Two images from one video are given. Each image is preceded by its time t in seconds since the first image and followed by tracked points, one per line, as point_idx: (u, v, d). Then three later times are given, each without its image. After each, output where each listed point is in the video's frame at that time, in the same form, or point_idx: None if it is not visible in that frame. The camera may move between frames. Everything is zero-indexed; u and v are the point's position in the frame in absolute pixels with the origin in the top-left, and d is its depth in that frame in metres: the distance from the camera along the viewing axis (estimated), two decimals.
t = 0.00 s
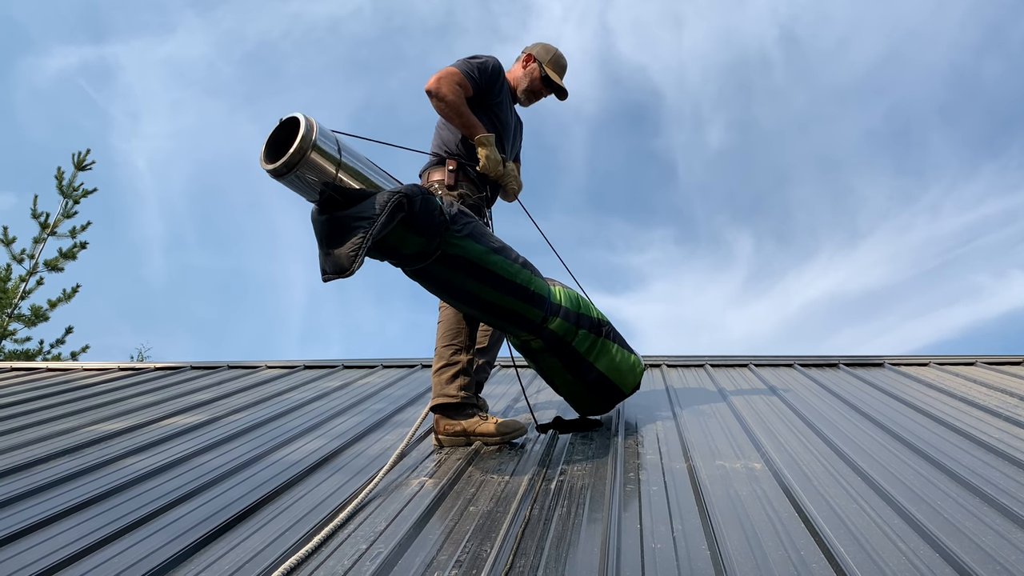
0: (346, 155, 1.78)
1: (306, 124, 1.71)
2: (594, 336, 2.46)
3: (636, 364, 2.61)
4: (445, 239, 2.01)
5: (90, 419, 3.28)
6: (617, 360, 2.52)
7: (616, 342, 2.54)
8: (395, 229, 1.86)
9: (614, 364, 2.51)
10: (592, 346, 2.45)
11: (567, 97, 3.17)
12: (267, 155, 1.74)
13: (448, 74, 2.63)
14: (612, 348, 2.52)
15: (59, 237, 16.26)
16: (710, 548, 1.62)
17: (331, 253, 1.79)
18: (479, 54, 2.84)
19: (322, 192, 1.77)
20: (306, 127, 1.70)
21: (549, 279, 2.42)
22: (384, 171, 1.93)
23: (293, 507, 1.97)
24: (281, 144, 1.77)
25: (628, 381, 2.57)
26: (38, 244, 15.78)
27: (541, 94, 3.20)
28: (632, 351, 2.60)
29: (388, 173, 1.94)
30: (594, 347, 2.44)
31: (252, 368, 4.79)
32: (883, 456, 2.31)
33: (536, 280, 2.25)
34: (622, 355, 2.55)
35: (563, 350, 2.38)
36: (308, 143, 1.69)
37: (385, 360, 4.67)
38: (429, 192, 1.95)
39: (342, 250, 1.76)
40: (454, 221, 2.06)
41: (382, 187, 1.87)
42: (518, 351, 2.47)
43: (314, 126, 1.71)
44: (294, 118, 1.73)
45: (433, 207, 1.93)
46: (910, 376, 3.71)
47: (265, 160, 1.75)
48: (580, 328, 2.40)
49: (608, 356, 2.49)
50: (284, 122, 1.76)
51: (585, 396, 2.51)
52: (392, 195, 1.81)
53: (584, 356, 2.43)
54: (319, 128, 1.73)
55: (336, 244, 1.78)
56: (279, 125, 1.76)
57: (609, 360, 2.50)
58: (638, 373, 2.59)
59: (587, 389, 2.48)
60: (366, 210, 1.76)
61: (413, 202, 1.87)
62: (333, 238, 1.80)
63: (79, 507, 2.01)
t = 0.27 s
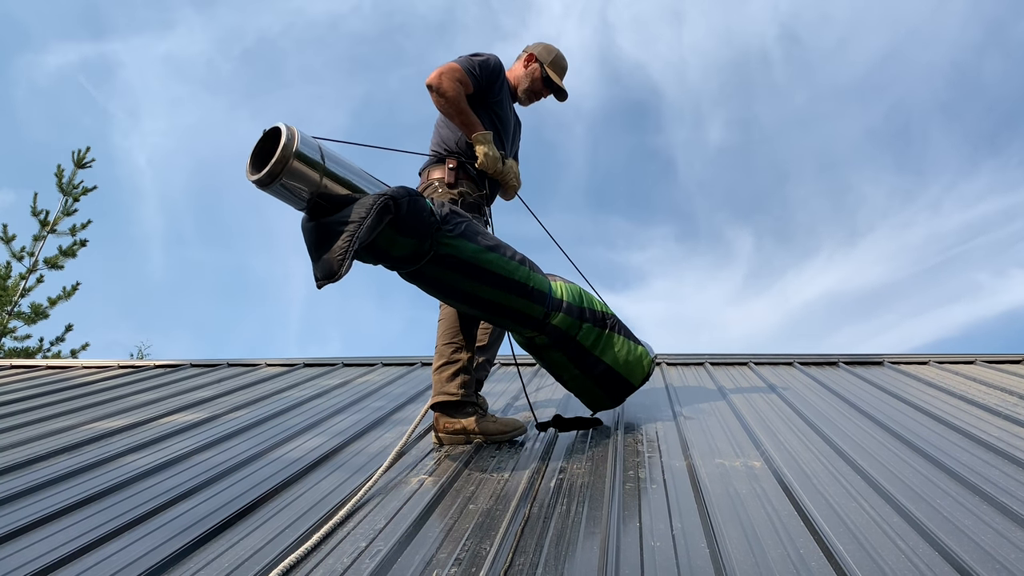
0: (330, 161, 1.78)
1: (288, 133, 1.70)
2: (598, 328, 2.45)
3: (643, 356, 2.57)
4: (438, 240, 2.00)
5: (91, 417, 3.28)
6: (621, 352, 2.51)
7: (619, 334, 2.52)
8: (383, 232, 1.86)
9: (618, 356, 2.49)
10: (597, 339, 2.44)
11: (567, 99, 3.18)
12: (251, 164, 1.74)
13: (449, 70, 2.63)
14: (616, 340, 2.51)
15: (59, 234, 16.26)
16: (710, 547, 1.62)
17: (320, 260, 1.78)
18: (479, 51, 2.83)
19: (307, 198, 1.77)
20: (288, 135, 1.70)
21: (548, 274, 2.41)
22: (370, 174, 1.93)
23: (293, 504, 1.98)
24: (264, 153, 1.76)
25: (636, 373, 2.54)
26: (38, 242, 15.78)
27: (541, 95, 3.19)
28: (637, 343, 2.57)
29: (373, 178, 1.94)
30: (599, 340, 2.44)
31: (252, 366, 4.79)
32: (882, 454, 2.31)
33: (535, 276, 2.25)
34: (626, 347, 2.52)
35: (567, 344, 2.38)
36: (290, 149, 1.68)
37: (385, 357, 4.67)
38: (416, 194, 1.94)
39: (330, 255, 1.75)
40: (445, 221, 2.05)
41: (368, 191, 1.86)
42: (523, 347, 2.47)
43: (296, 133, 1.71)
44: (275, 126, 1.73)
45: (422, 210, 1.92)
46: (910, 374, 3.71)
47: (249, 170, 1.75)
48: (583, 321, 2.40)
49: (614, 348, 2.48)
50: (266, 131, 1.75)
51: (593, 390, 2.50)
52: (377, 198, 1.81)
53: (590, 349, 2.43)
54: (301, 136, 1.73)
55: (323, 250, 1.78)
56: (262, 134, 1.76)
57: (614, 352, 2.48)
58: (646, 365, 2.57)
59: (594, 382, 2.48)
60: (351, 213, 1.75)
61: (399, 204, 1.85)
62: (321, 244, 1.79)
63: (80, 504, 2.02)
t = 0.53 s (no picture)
0: (309, 167, 1.83)
1: (266, 140, 1.77)
2: (598, 327, 2.41)
3: (643, 352, 2.53)
4: (425, 241, 2.01)
5: (90, 414, 3.28)
6: (622, 349, 2.47)
7: (619, 332, 2.48)
8: (365, 237, 1.86)
9: (619, 353, 2.45)
10: (596, 337, 2.41)
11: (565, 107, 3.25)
12: (233, 173, 1.81)
13: (448, 66, 2.63)
14: (617, 338, 2.47)
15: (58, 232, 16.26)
16: (709, 544, 1.62)
17: (301, 266, 1.80)
18: (480, 50, 2.83)
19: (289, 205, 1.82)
20: (265, 143, 1.76)
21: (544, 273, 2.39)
22: (354, 180, 1.95)
23: (294, 501, 1.98)
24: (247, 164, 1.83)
25: (637, 370, 2.50)
26: (38, 240, 15.78)
27: (542, 99, 3.20)
28: (637, 340, 2.53)
29: (359, 183, 1.96)
30: (599, 338, 2.40)
31: (252, 364, 4.79)
32: (882, 452, 2.31)
33: (527, 275, 2.22)
34: (626, 345, 2.48)
35: (565, 343, 2.36)
36: (266, 155, 1.75)
37: (385, 355, 4.67)
38: (400, 198, 1.94)
39: (310, 261, 1.76)
40: (433, 223, 2.05)
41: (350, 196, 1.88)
42: (522, 346, 2.46)
43: (273, 141, 1.78)
44: (254, 136, 1.80)
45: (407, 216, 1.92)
46: (910, 372, 3.71)
47: (233, 180, 1.82)
48: (581, 319, 2.37)
49: (615, 347, 2.44)
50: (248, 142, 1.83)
51: (597, 389, 2.46)
52: (357, 203, 1.82)
53: (589, 347, 2.39)
54: (279, 143, 1.79)
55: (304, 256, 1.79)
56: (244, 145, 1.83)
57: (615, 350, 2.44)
58: (647, 363, 2.52)
59: (596, 381, 2.45)
60: (331, 218, 1.77)
61: (380, 209, 1.85)
62: (302, 251, 1.81)
63: (80, 501, 2.02)
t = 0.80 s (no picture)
0: (286, 148, 1.87)
1: (241, 122, 1.82)
2: (595, 301, 2.24)
3: (643, 327, 2.30)
4: (406, 220, 2.00)
5: (90, 413, 3.28)
6: (621, 324, 2.27)
7: (620, 306, 2.28)
8: (344, 216, 1.87)
9: (618, 328, 2.26)
10: (592, 312, 2.23)
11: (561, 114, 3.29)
12: (211, 156, 1.86)
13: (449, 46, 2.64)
14: (616, 312, 2.27)
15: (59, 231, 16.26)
16: (711, 542, 1.62)
17: (280, 247, 1.79)
18: (479, 45, 2.84)
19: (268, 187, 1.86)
20: (240, 125, 1.82)
21: (539, 248, 2.28)
22: (336, 162, 1.98)
23: (295, 499, 1.98)
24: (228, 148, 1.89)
25: (636, 345, 2.29)
26: (38, 239, 15.79)
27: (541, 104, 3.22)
28: (638, 315, 2.32)
29: (342, 164, 1.99)
30: (595, 313, 2.22)
31: (252, 362, 4.79)
32: (882, 449, 2.32)
33: (515, 249, 2.12)
34: (626, 319, 2.28)
35: (559, 319, 2.20)
36: (242, 136, 1.80)
37: (385, 353, 4.67)
38: (379, 176, 1.94)
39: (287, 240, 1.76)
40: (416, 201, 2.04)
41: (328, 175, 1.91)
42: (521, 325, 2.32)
43: (249, 122, 1.83)
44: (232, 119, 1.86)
45: (387, 196, 1.92)
46: (910, 369, 3.71)
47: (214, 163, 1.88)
48: (576, 294, 2.22)
49: (613, 322, 2.25)
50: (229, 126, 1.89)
51: (596, 368, 2.30)
52: (333, 183, 1.83)
53: (584, 323, 2.22)
54: (255, 125, 1.84)
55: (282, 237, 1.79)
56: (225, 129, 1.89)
57: (613, 326, 2.25)
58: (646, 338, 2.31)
59: (595, 359, 2.28)
60: (307, 197, 1.78)
61: (357, 187, 1.86)
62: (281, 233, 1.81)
63: (80, 501, 2.02)
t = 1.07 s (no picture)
0: (273, 104, 1.85)
1: (228, 77, 1.82)
2: (591, 279, 2.21)
3: (641, 307, 2.23)
4: (396, 182, 1.97)
5: (92, 413, 3.28)
6: (618, 304, 2.20)
7: (618, 285, 2.23)
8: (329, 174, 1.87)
9: (614, 306, 2.20)
10: (588, 290, 2.20)
11: (561, 114, 3.28)
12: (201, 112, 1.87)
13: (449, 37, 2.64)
14: (614, 290, 2.21)
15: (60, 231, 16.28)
16: (713, 539, 1.62)
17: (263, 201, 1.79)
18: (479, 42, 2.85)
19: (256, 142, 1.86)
20: (227, 79, 1.81)
21: (534, 223, 2.25)
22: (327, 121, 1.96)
23: (297, 498, 1.98)
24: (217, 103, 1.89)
25: (633, 325, 2.22)
26: (40, 240, 15.81)
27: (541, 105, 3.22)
28: (637, 295, 2.26)
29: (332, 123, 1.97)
30: (590, 292, 2.19)
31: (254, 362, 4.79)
32: (885, 446, 2.31)
33: (507, 222, 2.10)
34: (624, 299, 2.22)
35: (554, 294, 2.18)
36: (228, 91, 1.79)
37: (387, 352, 4.67)
38: (365, 137, 1.94)
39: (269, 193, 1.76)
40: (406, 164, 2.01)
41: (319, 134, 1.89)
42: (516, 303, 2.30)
43: (236, 78, 1.81)
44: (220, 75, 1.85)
45: (374, 156, 1.92)
46: (912, 366, 3.70)
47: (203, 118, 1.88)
48: (572, 271, 2.19)
49: (609, 300, 2.19)
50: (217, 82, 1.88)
51: (592, 347, 2.24)
52: (318, 138, 1.82)
53: (579, 300, 2.19)
54: (242, 80, 1.83)
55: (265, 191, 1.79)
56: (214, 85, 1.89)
57: (609, 304, 2.19)
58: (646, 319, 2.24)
59: (590, 338, 2.23)
60: (289, 152, 1.78)
61: (341, 144, 1.86)
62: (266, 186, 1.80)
63: (81, 501, 2.01)
